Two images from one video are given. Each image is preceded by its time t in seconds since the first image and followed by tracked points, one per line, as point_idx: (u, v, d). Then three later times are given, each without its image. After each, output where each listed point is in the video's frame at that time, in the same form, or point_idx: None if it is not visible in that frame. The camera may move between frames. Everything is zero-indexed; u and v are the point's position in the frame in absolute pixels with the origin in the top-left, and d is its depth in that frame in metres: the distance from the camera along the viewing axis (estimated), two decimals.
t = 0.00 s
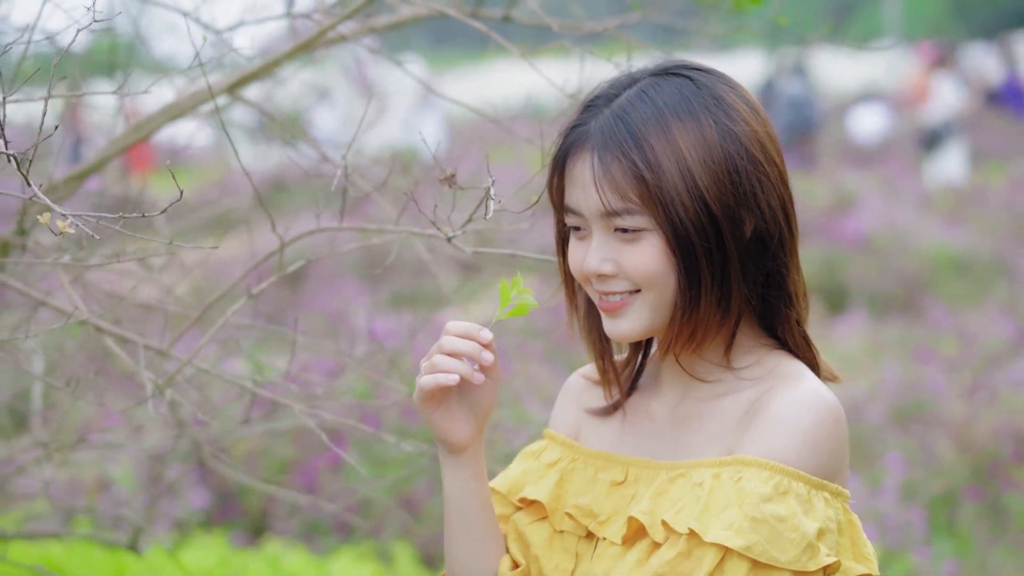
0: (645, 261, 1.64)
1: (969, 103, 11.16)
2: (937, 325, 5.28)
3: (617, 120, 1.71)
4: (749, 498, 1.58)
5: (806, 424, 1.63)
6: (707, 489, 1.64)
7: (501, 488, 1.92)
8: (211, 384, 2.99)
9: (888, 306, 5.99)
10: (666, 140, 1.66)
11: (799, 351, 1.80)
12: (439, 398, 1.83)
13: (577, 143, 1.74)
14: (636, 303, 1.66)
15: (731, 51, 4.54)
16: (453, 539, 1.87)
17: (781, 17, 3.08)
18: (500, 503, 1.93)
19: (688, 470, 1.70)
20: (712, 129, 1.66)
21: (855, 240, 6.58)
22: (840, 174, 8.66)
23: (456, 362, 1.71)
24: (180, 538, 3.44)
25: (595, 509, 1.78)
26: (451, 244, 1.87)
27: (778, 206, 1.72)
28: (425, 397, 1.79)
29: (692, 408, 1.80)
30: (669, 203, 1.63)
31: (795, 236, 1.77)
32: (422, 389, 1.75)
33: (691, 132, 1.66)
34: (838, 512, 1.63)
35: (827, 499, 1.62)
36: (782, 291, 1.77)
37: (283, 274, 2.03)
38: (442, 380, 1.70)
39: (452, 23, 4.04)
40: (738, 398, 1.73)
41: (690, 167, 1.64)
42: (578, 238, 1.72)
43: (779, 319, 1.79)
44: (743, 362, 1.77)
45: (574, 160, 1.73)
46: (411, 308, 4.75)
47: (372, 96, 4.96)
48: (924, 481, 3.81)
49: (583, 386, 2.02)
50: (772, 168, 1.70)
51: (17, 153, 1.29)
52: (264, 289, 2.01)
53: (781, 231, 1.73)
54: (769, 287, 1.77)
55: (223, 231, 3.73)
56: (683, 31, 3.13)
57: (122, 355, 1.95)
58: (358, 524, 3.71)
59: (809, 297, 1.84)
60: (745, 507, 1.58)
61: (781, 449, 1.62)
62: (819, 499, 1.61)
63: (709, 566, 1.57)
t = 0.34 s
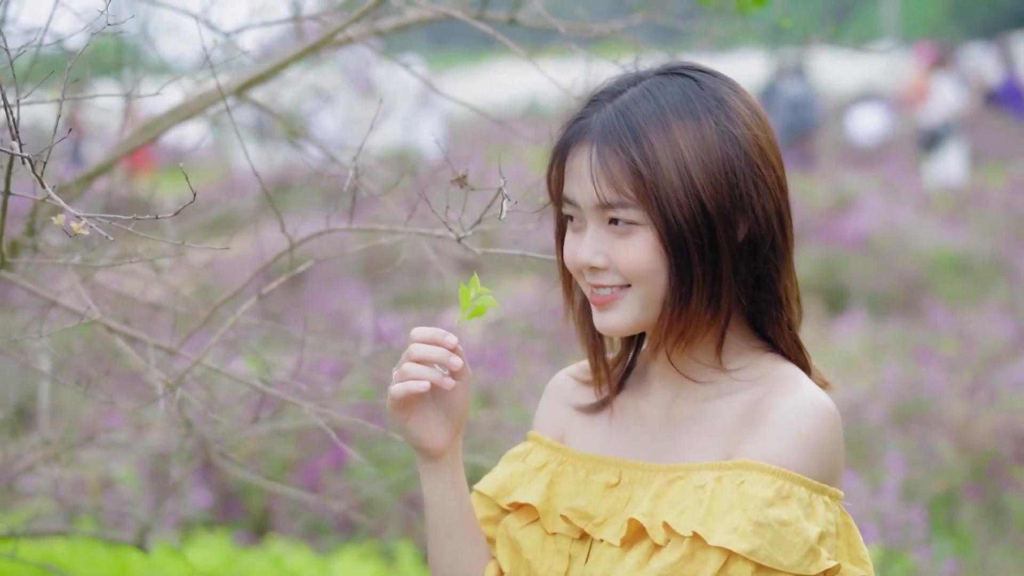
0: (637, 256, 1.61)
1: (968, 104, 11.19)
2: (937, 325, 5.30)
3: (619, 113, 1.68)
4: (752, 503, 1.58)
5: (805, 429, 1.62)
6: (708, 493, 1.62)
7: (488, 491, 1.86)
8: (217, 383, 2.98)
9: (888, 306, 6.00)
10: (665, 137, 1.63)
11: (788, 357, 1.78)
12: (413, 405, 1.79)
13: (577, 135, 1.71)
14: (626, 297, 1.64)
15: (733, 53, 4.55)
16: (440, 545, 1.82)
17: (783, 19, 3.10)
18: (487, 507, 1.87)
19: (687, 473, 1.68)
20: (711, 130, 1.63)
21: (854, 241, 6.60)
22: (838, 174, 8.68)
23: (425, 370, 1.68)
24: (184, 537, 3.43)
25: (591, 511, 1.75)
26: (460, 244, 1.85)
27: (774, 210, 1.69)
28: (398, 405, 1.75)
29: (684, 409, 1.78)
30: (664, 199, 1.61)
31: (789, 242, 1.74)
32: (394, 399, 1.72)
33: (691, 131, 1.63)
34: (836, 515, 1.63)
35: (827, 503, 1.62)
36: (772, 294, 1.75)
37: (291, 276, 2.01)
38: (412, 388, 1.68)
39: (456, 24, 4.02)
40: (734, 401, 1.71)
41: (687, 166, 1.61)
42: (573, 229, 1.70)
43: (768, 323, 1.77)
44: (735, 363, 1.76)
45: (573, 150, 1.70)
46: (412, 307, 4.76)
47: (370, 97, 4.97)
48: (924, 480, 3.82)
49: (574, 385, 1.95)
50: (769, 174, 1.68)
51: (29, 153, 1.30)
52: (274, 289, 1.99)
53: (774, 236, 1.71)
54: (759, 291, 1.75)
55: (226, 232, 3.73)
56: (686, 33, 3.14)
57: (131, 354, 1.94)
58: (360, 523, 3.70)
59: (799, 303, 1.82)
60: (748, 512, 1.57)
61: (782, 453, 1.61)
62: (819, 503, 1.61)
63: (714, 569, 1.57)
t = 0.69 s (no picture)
0: (633, 257, 1.60)
1: (966, 105, 11.22)
2: (938, 325, 5.32)
3: (629, 113, 1.67)
4: (756, 511, 1.56)
5: (806, 438, 1.60)
6: (712, 500, 1.60)
7: (479, 496, 1.82)
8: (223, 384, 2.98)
9: (888, 307, 6.02)
10: (671, 141, 1.61)
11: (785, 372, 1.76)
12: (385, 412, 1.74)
13: (586, 131, 1.70)
14: (619, 296, 1.62)
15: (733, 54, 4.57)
16: (429, 552, 1.79)
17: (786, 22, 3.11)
18: (476, 511, 1.83)
19: (687, 479, 1.65)
20: (717, 138, 1.62)
21: (854, 241, 6.62)
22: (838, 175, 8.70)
23: (393, 377, 1.64)
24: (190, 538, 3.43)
25: (588, 514, 1.71)
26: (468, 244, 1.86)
27: (775, 224, 1.67)
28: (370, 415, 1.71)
29: (679, 413, 1.75)
30: (665, 203, 1.59)
31: (790, 257, 1.72)
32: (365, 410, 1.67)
33: (697, 137, 1.61)
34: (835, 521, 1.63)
35: (828, 510, 1.61)
36: (769, 306, 1.73)
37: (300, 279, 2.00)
38: (382, 398, 1.63)
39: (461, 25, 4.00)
40: (733, 408, 1.69)
41: (691, 172, 1.60)
42: (573, 224, 1.69)
43: (762, 334, 1.76)
44: (731, 369, 1.74)
45: (581, 146, 1.69)
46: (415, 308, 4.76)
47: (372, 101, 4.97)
48: (926, 480, 3.84)
49: (568, 385, 1.93)
50: (774, 188, 1.66)
51: (45, 159, 1.30)
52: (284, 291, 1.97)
53: (773, 250, 1.69)
54: (756, 303, 1.73)
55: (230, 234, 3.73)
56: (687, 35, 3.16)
57: (143, 355, 1.94)
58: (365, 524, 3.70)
59: (798, 318, 1.80)
60: (753, 519, 1.55)
61: (784, 461, 1.60)
62: (821, 510, 1.60)
63: None
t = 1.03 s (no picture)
0: (637, 264, 1.57)
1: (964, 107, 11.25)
2: (938, 326, 5.33)
3: (646, 119, 1.64)
4: (757, 522, 1.52)
5: (806, 449, 1.57)
6: (712, 509, 1.56)
7: (470, 499, 1.78)
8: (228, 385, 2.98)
9: (888, 307, 6.04)
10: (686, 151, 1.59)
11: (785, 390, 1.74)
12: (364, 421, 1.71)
13: (602, 133, 1.67)
14: (617, 301, 1.59)
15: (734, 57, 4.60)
16: (418, 555, 1.75)
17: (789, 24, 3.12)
18: (465, 514, 1.80)
19: (686, 486, 1.61)
20: (732, 154, 1.59)
21: (854, 243, 6.64)
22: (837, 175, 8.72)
23: (364, 385, 1.61)
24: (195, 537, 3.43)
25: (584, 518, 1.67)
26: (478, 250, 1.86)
27: (782, 243, 1.65)
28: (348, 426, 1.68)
29: (674, 419, 1.71)
30: (674, 213, 1.56)
31: (795, 277, 1.70)
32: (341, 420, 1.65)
33: (712, 150, 1.59)
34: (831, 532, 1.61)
35: (825, 521, 1.59)
36: (770, 323, 1.70)
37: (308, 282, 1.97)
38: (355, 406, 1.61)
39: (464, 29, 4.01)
40: (731, 418, 1.65)
41: (703, 185, 1.57)
42: (579, 224, 1.66)
43: (762, 349, 1.72)
44: (722, 375, 1.71)
45: (595, 148, 1.66)
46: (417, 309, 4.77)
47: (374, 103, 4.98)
48: (926, 480, 3.85)
49: (563, 378, 1.89)
50: (783, 207, 1.64)
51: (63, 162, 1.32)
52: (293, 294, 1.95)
53: (779, 268, 1.67)
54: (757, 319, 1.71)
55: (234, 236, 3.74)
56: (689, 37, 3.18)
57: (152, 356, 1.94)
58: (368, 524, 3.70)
59: (799, 335, 1.77)
60: (754, 530, 1.52)
61: (784, 471, 1.56)
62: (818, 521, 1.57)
63: None
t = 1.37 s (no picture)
0: (656, 287, 1.49)
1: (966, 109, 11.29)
2: (944, 327, 5.33)
3: (680, 140, 1.54)
4: (774, 538, 1.47)
5: (819, 468, 1.52)
6: (727, 524, 1.51)
7: (473, 508, 1.70)
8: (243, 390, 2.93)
9: (893, 308, 6.04)
10: (719, 179, 1.50)
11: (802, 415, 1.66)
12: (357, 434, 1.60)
13: (632, 148, 1.57)
14: (631, 320, 1.52)
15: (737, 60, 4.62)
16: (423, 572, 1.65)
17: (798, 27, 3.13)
18: (466, 522, 1.71)
19: (698, 500, 1.56)
20: (762, 185, 1.51)
21: (858, 244, 6.65)
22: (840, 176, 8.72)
23: (353, 395, 1.52)
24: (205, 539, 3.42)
25: (595, 530, 1.61)
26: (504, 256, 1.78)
27: (806, 274, 1.58)
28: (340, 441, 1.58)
29: (682, 432, 1.64)
30: (701, 242, 1.48)
31: (816, 307, 1.63)
32: (333, 434, 1.55)
33: (745, 181, 1.50)
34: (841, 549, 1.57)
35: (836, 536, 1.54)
36: (789, 352, 1.63)
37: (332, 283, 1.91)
38: (345, 418, 1.51)
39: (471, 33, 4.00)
40: (742, 433, 1.59)
41: (732, 217, 1.49)
42: (599, 236, 1.57)
43: (778, 377, 1.65)
44: (730, 394, 1.65)
45: (623, 162, 1.56)
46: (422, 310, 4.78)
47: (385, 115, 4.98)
48: (933, 481, 3.86)
49: (570, 381, 1.80)
50: (807, 240, 1.57)
51: (89, 168, 1.30)
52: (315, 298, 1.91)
53: (800, 298, 1.59)
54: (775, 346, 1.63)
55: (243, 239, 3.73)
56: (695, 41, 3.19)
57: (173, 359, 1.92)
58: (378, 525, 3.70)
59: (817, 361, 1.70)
60: (771, 545, 1.47)
61: (798, 488, 1.52)
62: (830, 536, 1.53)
63: None
